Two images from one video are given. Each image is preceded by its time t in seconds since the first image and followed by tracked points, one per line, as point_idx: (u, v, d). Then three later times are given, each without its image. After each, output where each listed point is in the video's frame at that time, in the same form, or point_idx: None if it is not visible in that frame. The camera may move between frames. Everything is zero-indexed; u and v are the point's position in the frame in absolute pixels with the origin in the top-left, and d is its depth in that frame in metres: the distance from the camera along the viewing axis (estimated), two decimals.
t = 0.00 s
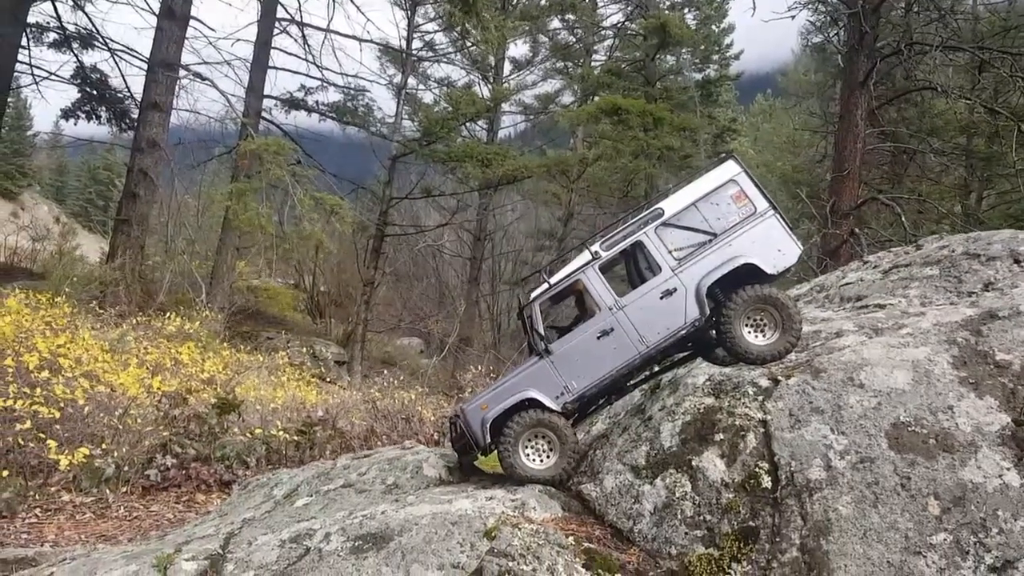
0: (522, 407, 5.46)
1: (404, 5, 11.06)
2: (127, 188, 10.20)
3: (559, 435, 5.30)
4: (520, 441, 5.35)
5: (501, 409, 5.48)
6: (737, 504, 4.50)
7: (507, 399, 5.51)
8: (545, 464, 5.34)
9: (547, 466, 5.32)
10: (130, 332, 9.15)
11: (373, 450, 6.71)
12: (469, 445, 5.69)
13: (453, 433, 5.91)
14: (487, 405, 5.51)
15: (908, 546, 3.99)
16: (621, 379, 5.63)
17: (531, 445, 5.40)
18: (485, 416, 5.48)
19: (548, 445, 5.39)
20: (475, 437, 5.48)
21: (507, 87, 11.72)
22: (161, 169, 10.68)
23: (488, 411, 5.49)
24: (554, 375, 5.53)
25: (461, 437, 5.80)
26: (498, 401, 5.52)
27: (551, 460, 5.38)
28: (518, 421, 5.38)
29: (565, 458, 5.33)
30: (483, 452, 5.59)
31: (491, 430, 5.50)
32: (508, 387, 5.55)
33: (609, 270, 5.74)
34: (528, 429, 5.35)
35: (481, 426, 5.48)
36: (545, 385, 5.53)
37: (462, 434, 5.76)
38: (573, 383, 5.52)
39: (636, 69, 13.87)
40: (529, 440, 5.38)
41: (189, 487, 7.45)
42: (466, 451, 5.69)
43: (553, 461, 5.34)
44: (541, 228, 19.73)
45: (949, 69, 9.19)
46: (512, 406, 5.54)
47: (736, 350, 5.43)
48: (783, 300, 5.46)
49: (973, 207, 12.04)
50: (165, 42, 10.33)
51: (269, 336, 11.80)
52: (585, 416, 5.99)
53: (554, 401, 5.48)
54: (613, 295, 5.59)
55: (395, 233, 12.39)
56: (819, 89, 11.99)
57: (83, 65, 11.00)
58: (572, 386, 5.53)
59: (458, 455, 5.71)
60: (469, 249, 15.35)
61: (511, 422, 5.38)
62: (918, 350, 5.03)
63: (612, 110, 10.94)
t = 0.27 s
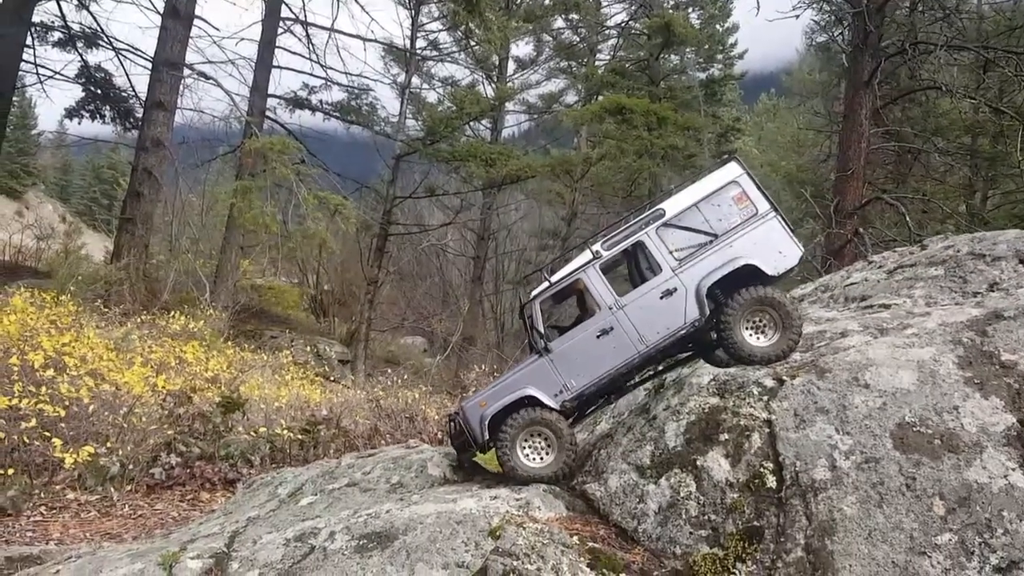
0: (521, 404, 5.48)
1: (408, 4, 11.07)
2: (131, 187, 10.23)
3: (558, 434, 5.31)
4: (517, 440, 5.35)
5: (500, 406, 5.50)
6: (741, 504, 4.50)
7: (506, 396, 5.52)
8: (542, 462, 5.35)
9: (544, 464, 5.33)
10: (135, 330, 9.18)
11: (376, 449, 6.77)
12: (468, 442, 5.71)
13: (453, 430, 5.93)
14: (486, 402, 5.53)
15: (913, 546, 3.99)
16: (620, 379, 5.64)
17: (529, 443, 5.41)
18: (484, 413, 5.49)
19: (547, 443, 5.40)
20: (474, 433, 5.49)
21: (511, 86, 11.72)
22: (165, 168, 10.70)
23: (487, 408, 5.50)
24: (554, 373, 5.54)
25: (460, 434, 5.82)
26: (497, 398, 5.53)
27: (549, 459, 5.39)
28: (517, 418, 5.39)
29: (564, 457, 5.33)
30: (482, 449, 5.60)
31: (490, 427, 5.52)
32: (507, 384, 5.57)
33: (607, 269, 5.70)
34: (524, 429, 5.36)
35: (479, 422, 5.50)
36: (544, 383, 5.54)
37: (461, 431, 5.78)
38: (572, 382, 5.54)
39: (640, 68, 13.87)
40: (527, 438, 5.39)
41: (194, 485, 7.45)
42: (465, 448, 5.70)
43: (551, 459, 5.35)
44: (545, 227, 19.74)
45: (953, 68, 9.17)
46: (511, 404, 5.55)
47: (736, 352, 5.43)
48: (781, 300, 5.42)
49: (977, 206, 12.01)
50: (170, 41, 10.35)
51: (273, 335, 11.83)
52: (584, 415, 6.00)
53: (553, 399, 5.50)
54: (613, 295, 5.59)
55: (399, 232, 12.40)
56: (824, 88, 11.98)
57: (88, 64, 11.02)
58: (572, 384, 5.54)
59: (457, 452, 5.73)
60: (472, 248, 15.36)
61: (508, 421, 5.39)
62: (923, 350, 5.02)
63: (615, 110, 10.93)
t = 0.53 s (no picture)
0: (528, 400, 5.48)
1: None
2: (137, 183, 10.23)
3: (565, 430, 5.31)
4: (524, 436, 5.36)
5: (507, 402, 5.50)
6: (750, 500, 4.50)
7: (513, 392, 5.52)
8: (549, 458, 5.36)
9: (551, 460, 5.34)
10: (141, 327, 9.21)
11: (384, 445, 6.76)
12: (475, 438, 5.72)
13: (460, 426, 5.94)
14: (493, 398, 5.53)
15: (923, 542, 3.99)
16: (628, 374, 5.64)
17: (536, 439, 5.41)
18: (491, 409, 5.50)
19: (553, 438, 5.41)
20: (481, 429, 5.50)
21: (516, 82, 11.71)
22: (170, 164, 10.70)
23: (494, 404, 5.51)
24: (561, 369, 5.54)
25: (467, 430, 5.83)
26: (504, 394, 5.54)
27: (556, 455, 5.39)
28: (523, 415, 5.39)
29: (570, 452, 5.34)
30: (489, 445, 5.61)
31: (497, 423, 5.53)
32: (514, 380, 5.57)
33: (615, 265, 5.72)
34: (531, 426, 5.36)
35: (486, 418, 5.50)
36: (552, 379, 5.54)
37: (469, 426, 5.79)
38: (579, 377, 5.53)
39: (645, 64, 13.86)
40: (534, 435, 5.39)
41: (200, 481, 7.54)
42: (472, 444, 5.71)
43: (558, 456, 5.35)
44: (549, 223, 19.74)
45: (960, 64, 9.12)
46: (518, 400, 5.55)
47: (745, 348, 5.42)
48: (790, 296, 5.44)
49: (984, 203, 11.99)
50: (175, 38, 10.34)
51: (278, 331, 11.85)
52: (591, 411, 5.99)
53: (560, 395, 5.49)
54: (621, 291, 5.59)
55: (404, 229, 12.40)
56: (830, 84, 11.95)
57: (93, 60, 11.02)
58: (579, 380, 5.53)
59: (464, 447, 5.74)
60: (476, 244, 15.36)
61: (515, 417, 5.39)
62: (932, 346, 5.02)
63: (620, 106, 10.91)
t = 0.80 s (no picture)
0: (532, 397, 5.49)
1: None
2: (141, 182, 10.26)
3: (568, 428, 5.31)
4: (528, 435, 5.37)
5: (511, 399, 5.51)
6: (755, 498, 4.50)
7: (516, 389, 5.53)
8: (553, 456, 5.36)
9: (554, 458, 5.35)
10: (146, 325, 9.24)
11: (389, 443, 6.76)
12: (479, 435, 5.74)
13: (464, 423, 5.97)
14: (498, 395, 5.55)
15: (928, 540, 3.99)
16: (632, 372, 5.64)
17: (540, 437, 5.42)
18: (495, 406, 5.52)
19: (557, 436, 5.41)
20: (485, 426, 5.52)
21: (520, 81, 11.72)
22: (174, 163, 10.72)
23: (498, 401, 5.53)
24: (565, 366, 5.55)
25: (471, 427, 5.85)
26: (508, 391, 5.55)
27: (559, 453, 5.39)
28: (527, 413, 5.41)
29: (575, 450, 5.34)
30: (493, 442, 5.63)
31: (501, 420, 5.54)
32: (518, 377, 5.58)
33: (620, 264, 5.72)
34: (534, 424, 5.37)
35: (491, 415, 5.52)
36: (556, 376, 5.54)
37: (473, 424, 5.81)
38: (584, 375, 5.54)
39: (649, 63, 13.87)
40: (538, 433, 5.40)
41: (205, 479, 7.56)
42: (476, 441, 5.73)
43: (562, 453, 5.36)
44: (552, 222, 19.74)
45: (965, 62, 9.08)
46: (522, 397, 5.56)
47: (751, 348, 5.43)
48: (793, 293, 5.42)
49: (988, 201, 11.96)
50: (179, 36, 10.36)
51: (282, 330, 11.88)
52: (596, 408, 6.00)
53: (564, 392, 5.50)
54: (625, 288, 5.59)
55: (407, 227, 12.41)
56: (834, 82, 11.94)
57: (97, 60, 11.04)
58: (584, 377, 5.54)
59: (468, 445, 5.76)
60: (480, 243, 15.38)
61: (519, 416, 5.40)
62: (938, 344, 5.01)
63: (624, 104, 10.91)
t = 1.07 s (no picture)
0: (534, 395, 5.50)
1: None
2: (144, 181, 10.27)
3: (570, 427, 5.32)
4: (529, 434, 5.37)
5: (513, 396, 5.53)
6: (758, 498, 4.50)
7: (519, 386, 5.55)
8: (555, 455, 5.37)
9: (556, 457, 5.35)
10: (150, 324, 9.26)
11: (392, 442, 6.78)
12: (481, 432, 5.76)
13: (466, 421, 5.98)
14: (500, 392, 5.57)
15: (931, 540, 3.99)
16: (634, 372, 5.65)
17: (542, 436, 5.42)
18: (497, 403, 5.54)
19: (559, 435, 5.41)
20: (487, 423, 5.54)
21: (523, 80, 11.72)
22: (177, 162, 10.73)
23: (500, 398, 5.54)
24: (567, 363, 5.56)
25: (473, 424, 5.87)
26: (511, 388, 5.57)
27: (561, 451, 5.40)
28: (529, 411, 5.42)
29: (577, 449, 5.34)
30: (495, 439, 5.65)
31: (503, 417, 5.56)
32: (520, 374, 5.59)
33: (623, 263, 5.71)
34: (537, 423, 5.38)
35: (493, 412, 5.54)
36: (558, 373, 5.55)
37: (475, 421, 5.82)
38: (585, 372, 5.54)
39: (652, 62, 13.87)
40: (539, 431, 5.41)
41: (208, 478, 7.60)
42: (478, 438, 5.75)
43: (563, 452, 5.36)
44: (555, 221, 19.74)
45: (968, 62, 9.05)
46: (523, 394, 5.58)
47: (755, 349, 5.42)
48: (793, 292, 5.43)
49: (992, 201, 11.94)
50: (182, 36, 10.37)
51: (285, 330, 11.89)
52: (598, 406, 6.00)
53: (566, 389, 5.51)
54: (627, 286, 5.59)
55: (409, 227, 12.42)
56: (837, 82, 11.93)
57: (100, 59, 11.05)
58: (585, 375, 5.54)
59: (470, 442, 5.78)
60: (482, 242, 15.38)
61: (520, 415, 5.41)
62: (941, 344, 5.01)
63: (627, 104, 10.91)
